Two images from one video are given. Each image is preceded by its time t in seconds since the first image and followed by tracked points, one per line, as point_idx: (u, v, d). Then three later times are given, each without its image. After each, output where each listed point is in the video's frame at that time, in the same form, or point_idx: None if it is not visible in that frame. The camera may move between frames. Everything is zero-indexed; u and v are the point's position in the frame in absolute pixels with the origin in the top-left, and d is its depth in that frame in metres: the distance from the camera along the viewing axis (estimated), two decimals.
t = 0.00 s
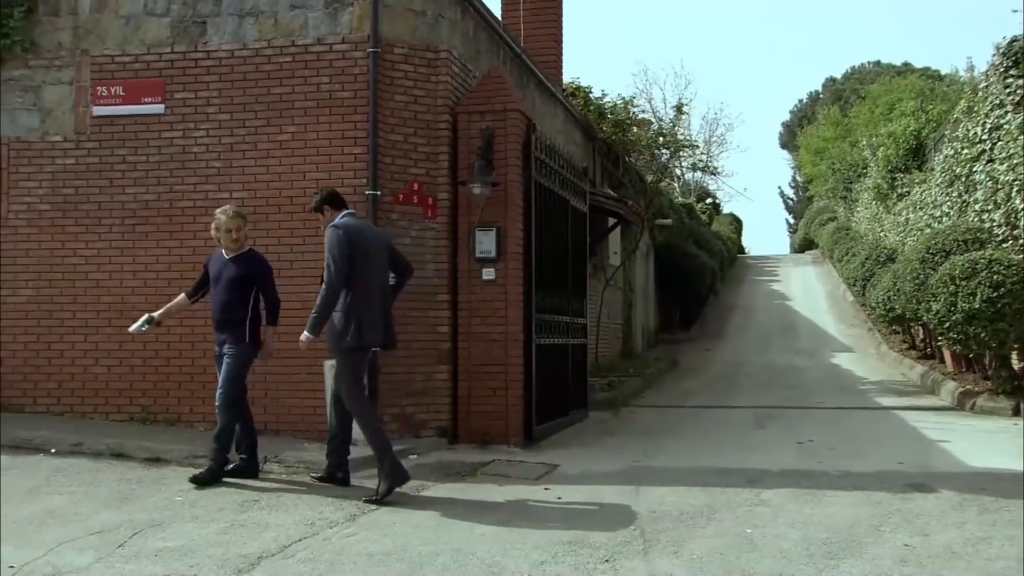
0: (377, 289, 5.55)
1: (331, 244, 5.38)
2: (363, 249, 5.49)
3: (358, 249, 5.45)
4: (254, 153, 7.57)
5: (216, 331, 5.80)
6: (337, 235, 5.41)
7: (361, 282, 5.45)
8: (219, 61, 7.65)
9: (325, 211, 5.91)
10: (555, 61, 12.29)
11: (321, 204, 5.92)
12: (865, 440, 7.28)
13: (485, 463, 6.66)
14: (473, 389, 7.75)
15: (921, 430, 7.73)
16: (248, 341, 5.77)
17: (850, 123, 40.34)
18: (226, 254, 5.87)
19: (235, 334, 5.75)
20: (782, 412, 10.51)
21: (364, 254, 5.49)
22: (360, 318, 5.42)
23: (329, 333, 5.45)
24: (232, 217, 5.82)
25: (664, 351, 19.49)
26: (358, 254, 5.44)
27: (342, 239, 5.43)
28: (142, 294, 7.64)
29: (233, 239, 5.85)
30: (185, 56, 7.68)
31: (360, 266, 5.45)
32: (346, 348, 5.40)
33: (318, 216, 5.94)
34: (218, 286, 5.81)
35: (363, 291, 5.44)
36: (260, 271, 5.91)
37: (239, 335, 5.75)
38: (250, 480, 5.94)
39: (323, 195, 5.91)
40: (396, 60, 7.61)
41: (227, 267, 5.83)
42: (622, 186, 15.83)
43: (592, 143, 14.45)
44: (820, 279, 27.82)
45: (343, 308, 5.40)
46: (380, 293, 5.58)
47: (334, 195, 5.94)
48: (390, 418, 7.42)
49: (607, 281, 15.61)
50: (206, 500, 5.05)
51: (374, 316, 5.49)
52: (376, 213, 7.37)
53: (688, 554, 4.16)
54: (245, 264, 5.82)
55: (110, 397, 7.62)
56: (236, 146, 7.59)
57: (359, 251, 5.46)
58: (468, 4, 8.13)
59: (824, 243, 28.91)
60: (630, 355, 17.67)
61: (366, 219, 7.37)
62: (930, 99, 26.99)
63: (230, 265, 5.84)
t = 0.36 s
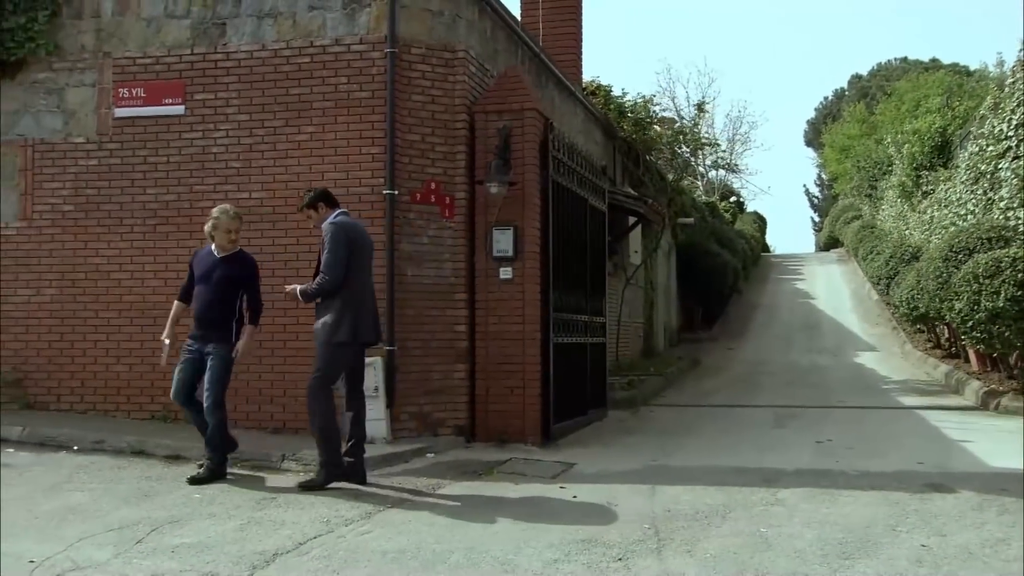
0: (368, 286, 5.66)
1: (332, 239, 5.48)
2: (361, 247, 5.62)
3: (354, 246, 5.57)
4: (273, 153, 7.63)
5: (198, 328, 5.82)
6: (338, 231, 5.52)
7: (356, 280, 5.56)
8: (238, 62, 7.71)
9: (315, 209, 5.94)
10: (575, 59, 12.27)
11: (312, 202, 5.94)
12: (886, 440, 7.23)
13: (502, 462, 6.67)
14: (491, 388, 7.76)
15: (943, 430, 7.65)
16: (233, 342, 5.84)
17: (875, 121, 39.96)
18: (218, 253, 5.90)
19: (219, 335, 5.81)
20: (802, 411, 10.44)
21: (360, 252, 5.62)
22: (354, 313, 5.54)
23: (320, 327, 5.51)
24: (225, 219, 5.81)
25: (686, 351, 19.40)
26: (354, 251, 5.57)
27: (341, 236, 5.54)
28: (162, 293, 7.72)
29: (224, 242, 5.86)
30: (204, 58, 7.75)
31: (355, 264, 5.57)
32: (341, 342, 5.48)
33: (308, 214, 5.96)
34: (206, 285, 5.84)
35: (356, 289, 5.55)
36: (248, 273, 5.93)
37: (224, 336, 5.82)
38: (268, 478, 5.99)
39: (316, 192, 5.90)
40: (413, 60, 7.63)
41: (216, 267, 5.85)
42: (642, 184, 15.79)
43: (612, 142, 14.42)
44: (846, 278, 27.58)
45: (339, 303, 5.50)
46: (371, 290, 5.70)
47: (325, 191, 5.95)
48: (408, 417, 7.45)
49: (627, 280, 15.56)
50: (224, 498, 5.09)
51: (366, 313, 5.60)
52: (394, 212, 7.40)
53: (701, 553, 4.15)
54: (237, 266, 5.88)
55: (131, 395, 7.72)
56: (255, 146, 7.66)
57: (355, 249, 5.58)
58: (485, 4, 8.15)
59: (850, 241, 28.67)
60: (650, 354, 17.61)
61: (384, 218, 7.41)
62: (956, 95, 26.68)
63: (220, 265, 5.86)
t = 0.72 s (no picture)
0: (359, 290, 5.67)
1: (331, 243, 5.45)
2: (357, 252, 5.60)
3: (351, 251, 5.56)
4: (293, 154, 7.68)
5: (194, 328, 5.83)
6: (336, 237, 5.49)
7: (350, 284, 5.56)
8: (258, 63, 7.77)
9: (308, 207, 5.78)
10: (595, 58, 12.25)
11: (307, 199, 5.76)
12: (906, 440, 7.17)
13: (519, 460, 6.68)
14: (509, 386, 7.77)
15: (965, 430, 7.56)
16: (232, 341, 5.93)
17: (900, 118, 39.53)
18: (209, 252, 5.89)
19: (218, 334, 5.87)
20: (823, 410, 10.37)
21: (355, 256, 5.61)
22: (348, 317, 5.56)
23: (312, 330, 5.50)
24: (216, 219, 5.80)
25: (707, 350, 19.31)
26: (350, 255, 5.55)
27: (340, 241, 5.51)
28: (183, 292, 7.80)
29: (216, 242, 5.86)
30: (224, 59, 7.82)
31: (350, 269, 5.56)
32: (335, 347, 5.49)
33: (303, 212, 5.77)
34: (201, 285, 5.84)
35: (349, 293, 5.55)
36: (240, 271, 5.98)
37: (222, 336, 5.89)
38: (286, 476, 6.03)
39: (314, 190, 5.73)
40: (431, 60, 7.66)
41: (211, 267, 5.87)
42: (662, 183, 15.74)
43: (633, 140, 14.38)
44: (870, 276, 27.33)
45: (333, 307, 5.49)
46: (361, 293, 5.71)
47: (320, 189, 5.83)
48: (426, 415, 7.48)
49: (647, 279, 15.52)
50: (243, 496, 5.14)
51: (358, 317, 5.62)
52: (412, 212, 7.44)
53: (716, 552, 4.14)
54: (234, 266, 5.93)
55: (153, 393, 7.81)
56: (275, 146, 7.71)
57: (351, 253, 5.57)
58: (504, 4, 8.16)
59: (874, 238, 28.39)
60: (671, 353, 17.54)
61: (402, 218, 7.44)
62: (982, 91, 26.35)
63: (216, 266, 5.89)
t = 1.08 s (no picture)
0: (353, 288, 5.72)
1: (327, 244, 5.48)
2: (351, 252, 5.65)
3: (346, 250, 5.61)
4: (306, 154, 7.73)
5: (201, 326, 5.95)
6: (331, 237, 5.52)
7: (346, 283, 5.60)
8: (272, 64, 7.82)
9: (300, 206, 5.79)
10: (610, 57, 12.23)
11: (299, 198, 5.76)
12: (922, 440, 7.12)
13: (531, 459, 6.69)
14: (521, 385, 7.78)
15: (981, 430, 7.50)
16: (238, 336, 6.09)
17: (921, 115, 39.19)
18: (205, 250, 5.98)
19: (226, 330, 6.02)
20: (838, 410, 10.31)
21: (349, 256, 5.65)
22: (345, 316, 5.61)
23: (311, 331, 5.54)
24: (211, 218, 5.88)
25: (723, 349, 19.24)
26: (345, 255, 5.59)
27: (334, 241, 5.54)
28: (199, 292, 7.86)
29: (213, 240, 5.96)
30: (238, 61, 7.88)
31: (346, 268, 5.61)
32: (334, 347, 5.55)
33: (295, 211, 5.77)
34: (204, 284, 5.94)
35: (345, 293, 5.60)
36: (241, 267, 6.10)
37: (228, 331, 6.03)
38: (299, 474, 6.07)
39: (304, 189, 5.74)
40: (443, 60, 7.67)
41: (212, 266, 5.96)
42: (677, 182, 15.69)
43: (648, 140, 14.35)
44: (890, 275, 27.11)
45: (329, 308, 5.53)
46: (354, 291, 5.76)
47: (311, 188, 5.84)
48: (439, 414, 7.50)
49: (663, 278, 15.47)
50: (256, 494, 5.18)
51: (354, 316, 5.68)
52: (424, 212, 7.46)
53: (724, 551, 4.14)
54: (235, 262, 6.02)
55: (169, 392, 7.87)
56: (288, 147, 7.76)
57: (346, 253, 5.61)
58: (516, 4, 8.17)
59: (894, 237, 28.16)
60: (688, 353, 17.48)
61: (414, 218, 7.47)
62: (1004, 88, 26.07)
63: (218, 264, 5.97)
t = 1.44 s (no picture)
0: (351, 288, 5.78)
1: (335, 242, 5.54)
2: (354, 252, 5.72)
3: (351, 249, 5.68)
4: (315, 155, 7.76)
5: (214, 325, 5.99)
6: (338, 235, 5.60)
7: (348, 282, 5.66)
8: (281, 65, 7.86)
9: (302, 204, 5.81)
10: (619, 56, 12.21)
11: (301, 196, 5.79)
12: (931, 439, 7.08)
13: (538, 459, 6.69)
14: (530, 385, 7.79)
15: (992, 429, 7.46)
16: (249, 335, 6.15)
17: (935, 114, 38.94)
18: (219, 249, 6.03)
19: (238, 329, 6.08)
20: (849, 409, 10.26)
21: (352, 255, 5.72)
22: (344, 315, 5.66)
23: (312, 328, 5.57)
24: (225, 216, 5.94)
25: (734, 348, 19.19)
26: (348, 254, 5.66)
27: (341, 240, 5.59)
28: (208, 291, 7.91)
29: (226, 239, 6.01)
30: (247, 62, 7.92)
31: (348, 267, 5.67)
32: (335, 345, 5.59)
33: (297, 208, 5.78)
34: (218, 283, 6.00)
35: (346, 292, 5.67)
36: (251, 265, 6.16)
37: (239, 331, 6.09)
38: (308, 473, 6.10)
39: (308, 187, 5.77)
40: (450, 60, 7.69)
41: (226, 265, 6.02)
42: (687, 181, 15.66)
43: (658, 139, 14.32)
44: (903, 274, 26.96)
45: (334, 306, 5.59)
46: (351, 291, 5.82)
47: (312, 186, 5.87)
48: (447, 414, 7.51)
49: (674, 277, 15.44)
50: (263, 493, 5.20)
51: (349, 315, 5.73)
52: (432, 212, 7.49)
53: (728, 550, 4.15)
54: (249, 260, 6.10)
55: (179, 391, 7.92)
56: (297, 147, 7.80)
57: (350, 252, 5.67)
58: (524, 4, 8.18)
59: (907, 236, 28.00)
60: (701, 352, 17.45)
61: (422, 217, 7.49)
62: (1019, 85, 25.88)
63: (232, 263, 6.04)
